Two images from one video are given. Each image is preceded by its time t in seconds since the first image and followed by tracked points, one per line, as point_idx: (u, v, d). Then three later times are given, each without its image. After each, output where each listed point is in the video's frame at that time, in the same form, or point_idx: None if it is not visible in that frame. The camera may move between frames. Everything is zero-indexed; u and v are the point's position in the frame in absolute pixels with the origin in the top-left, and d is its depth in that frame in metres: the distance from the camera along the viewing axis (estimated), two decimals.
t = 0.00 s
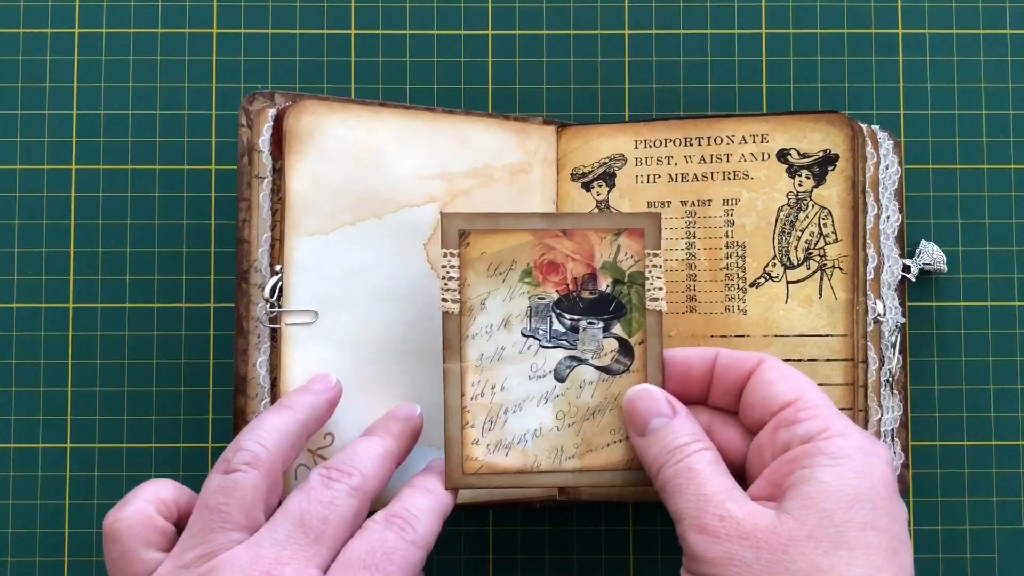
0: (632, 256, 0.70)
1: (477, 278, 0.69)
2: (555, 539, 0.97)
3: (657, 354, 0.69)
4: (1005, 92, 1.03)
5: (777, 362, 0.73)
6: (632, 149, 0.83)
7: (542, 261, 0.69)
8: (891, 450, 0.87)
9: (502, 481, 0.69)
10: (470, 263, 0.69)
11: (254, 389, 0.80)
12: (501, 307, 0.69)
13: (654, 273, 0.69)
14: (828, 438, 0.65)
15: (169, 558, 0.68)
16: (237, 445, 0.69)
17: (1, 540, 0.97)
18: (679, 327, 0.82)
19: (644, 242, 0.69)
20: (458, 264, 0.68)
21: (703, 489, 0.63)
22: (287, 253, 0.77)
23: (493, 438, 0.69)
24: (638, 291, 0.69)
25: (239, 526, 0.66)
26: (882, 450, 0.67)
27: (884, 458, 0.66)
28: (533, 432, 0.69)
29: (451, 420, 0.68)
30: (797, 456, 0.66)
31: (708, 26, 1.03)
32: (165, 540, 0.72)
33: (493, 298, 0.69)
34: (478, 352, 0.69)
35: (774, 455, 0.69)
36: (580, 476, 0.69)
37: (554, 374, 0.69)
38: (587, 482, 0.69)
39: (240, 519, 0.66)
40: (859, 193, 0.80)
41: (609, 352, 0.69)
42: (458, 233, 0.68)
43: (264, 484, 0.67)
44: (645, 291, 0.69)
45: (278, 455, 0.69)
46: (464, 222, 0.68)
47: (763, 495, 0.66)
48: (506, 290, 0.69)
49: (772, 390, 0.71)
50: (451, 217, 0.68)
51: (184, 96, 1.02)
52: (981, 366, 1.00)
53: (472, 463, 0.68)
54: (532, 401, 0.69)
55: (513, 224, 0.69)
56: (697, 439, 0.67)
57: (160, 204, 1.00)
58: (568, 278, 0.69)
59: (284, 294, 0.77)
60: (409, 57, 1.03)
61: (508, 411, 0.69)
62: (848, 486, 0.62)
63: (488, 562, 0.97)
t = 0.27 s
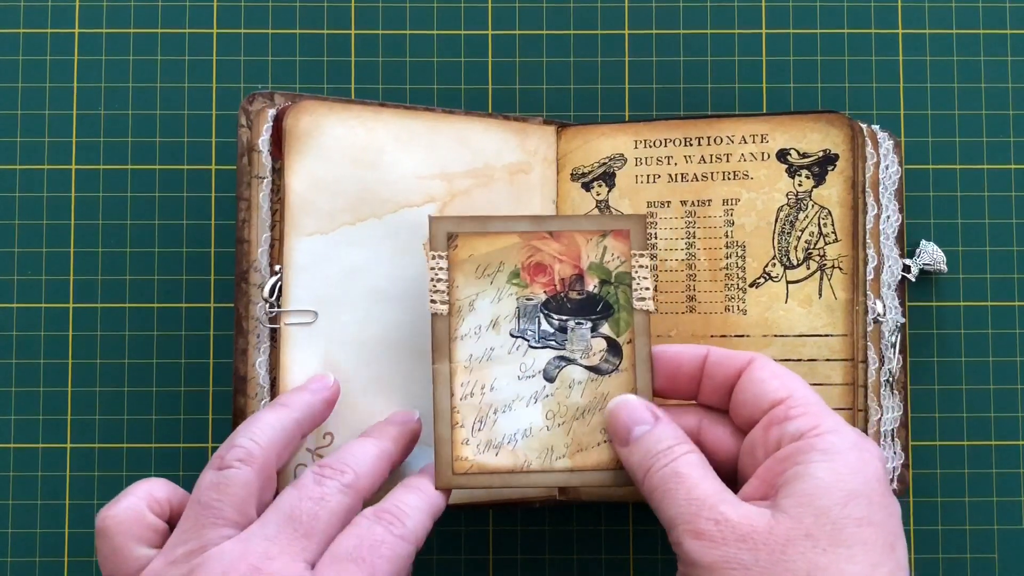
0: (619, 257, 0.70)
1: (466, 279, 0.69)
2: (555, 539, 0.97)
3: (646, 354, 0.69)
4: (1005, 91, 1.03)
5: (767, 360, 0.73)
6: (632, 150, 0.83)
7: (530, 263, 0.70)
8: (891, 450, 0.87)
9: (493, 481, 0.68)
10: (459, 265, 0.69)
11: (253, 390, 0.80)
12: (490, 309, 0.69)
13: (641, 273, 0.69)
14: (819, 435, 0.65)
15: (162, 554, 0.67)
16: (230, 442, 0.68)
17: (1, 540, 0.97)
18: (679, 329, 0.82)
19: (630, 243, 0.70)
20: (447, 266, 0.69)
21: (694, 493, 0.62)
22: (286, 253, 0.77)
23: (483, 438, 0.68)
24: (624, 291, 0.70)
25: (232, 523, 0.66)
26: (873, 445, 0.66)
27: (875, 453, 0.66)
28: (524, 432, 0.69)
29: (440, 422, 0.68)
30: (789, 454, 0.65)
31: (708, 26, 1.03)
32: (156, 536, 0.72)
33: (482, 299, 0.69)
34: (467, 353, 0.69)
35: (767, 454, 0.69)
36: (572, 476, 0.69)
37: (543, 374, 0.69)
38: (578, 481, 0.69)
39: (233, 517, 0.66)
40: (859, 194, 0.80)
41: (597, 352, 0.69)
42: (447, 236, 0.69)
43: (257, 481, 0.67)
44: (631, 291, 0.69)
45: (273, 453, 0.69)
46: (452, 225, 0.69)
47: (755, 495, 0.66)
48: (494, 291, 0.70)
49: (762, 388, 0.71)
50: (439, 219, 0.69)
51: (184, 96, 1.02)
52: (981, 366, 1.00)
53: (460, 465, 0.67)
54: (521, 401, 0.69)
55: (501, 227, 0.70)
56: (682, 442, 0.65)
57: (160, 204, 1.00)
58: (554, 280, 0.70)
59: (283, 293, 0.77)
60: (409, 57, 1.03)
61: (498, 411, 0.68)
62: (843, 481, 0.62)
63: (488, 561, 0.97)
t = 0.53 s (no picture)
0: (619, 252, 0.69)
1: (465, 273, 0.68)
2: (555, 539, 0.97)
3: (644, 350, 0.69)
4: (1005, 92, 1.03)
5: (766, 360, 0.73)
6: (632, 150, 0.83)
7: (529, 257, 0.69)
8: (891, 451, 0.88)
9: (491, 480, 0.67)
10: (457, 259, 0.68)
11: (249, 389, 0.80)
12: (488, 303, 0.68)
13: (640, 270, 0.69)
14: (824, 435, 0.65)
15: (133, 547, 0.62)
16: (193, 432, 0.73)
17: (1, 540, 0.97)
18: (678, 329, 0.82)
19: (629, 238, 0.69)
20: (445, 259, 0.67)
21: (698, 493, 0.62)
22: (279, 254, 0.78)
23: (480, 434, 0.67)
24: (623, 286, 0.69)
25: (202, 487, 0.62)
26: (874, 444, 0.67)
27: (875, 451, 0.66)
28: (521, 429, 0.68)
29: (436, 420, 0.66)
30: (793, 453, 0.65)
31: (708, 26, 1.03)
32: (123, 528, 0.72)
33: (480, 293, 0.68)
34: (465, 347, 0.67)
35: (768, 452, 0.70)
36: (569, 475, 0.68)
37: (541, 370, 0.68)
38: (574, 478, 0.68)
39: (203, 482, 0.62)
40: (858, 194, 0.80)
41: (594, 347, 0.69)
42: (445, 228, 0.67)
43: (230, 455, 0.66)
44: (631, 287, 0.69)
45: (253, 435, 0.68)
46: (452, 216, 0.68)
47: (760, 495, 0.66)
48: (492, 285, 0.68)
49: (763, 387, 0.72)
50: (438, 211, 0.67)
51: (184, 95, 1.02)
52: (981, 366, 1.00)
53: (460, 462, 0.66)
54: (519, 398, 0.68)
55: (500, 220, 0.68)
56: (679, 443, 0.65)
57: (160, 203, 1.00)
58: (554, 274, 0.69)
59: (276, 294, 0.78)
60: (409, 57, 1.03)
61: (496, 407, 0.67)
62: (849, 480, 0.62)
63: (489, 561, 0.97)
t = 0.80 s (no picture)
0: (598, 254, 0.68)
1: (440, 277, 0.66)
2: (555, 539, 0.97)
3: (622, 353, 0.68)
4: (1006, 91, 1.02)
5: (745, 360, 0.73)
6: (626, 151, 0.83)
7: (506, 260, 0.67)
8: (890, 451, 0.88)
9: (469, 486, 0.66)
10: (432, 263, 0.66)
11: (243, 388, 0.82)
12: (464, 308, 0.67)
13: (618, 272, 0.68)
14: (802, 439, 0.65)
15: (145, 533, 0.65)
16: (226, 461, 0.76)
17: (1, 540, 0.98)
18: (671, 329, 0.82)
19: (608, 240, 0.68)
20: (420, 264, 0.66)
21: (678, 500, 0.62)
22: (268, 257, 0.80)
23: (456, 442, 0.66)
24: (603, 289, 0.68)
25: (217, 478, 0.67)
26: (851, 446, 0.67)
27: (852, 452, 0.66)
28: (498, 435, 0.67)
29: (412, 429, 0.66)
30: (773, 458, 0.65)
31: (708, 26, 1.03)
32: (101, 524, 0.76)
33: (456, 298, 0.67)
34: (440, 354, 0.66)
35: (748, 457, 0.70)
36: (547, 480, 0.67)
37: (518, 375, 0.67)
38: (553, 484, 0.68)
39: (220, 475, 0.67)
40: (848, 194, 0.80)
41: (573, 351, 0.67)
42: (420, 232, 0.66)
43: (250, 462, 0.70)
44: (609, 289, 0.68)
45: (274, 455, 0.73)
46: (426, 220, 0.66)
47: (740, 500, 0.66)
48: (468, 289, 0.67)
49: (741, 390, 0.72)
50: (413, 215, 0.65)
51: (184, 96, 1.02)
52: (980, 367, 0.99)
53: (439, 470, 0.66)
54: (496, 403, 0.67)
55: (477, 222, 0.67)
56: (658, 450, 0.66)
57: (160, 204, 1.01)
58: (532, 276, 0.67)
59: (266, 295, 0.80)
60: (408, 57, 1.03)
61: (472, 413, 0.66)
62: (829, 486, 0.62)
63: (488, 562, 0.97)
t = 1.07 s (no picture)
0: (614, 282, 0.68)
1: (454, 302, 0.66)
2: (555, 539, 0.97)
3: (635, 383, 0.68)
4: (1006, 91, 1.02)
5: (746, 356, 0.74)
6: (625, 151, 0.83)
7: (522, 286, 0.67)
8: (890, 451, 0.88)
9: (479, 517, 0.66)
10: (447, 287, 0.66)
11: (243, 388, 0.82)
12: (478, 335, 0.66)
13: (633, 302, 0.68)
14: (799, 440, 0.66)
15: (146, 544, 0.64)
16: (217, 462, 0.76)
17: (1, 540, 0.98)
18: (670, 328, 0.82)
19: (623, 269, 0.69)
20: (434, 289, 0.66)
21: (676, 503, 0.62)
22: (267, 257, 0.80)
23: (468, 471, 0.66)
24: (617, 317, 0.68)
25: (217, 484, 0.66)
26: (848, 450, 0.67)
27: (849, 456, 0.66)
28: (510, 466, 0.66)
29: (423, 455, 0.66)
30: (771, 459, 0.65)
31: (708, 26, 1.03)
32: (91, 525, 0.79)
33: (470, 324, 0.67)
34: (454, 381, 0.66)
35: (742, 457, 0.70)
36: (558, 511, 0.67)
37: (531, 405, 0.66)
38: (565, 514, 0.68)
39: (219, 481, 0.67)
40: (847, 194, 0.80)
41: (586, 376, 0.67)
42: (435, 256, 0.66)
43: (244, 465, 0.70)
44: (623, 318, 0.68)
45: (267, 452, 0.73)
46: (441, 244, 0.66)
47: (737, 502, 0.66)
48: (482, 315, 0.67)
49: (739, 386, 0.72)
50: (428, 238, 0.65)
51: (184, 96, 1.02)
52: (980, 367, 0.99)
53: (448, 499, 0.66)
54: (508, 433, 0.66)
55: (492, 247, 0.67)
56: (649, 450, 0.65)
57: (160, 204, 1.01)
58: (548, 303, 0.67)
59: (265, 296, 0.80)
60: (409, 57, 1.03)
61: (484, 442, 0.66)
62: (827, 489, 0.62)
63: (489, 561, 0.97)
